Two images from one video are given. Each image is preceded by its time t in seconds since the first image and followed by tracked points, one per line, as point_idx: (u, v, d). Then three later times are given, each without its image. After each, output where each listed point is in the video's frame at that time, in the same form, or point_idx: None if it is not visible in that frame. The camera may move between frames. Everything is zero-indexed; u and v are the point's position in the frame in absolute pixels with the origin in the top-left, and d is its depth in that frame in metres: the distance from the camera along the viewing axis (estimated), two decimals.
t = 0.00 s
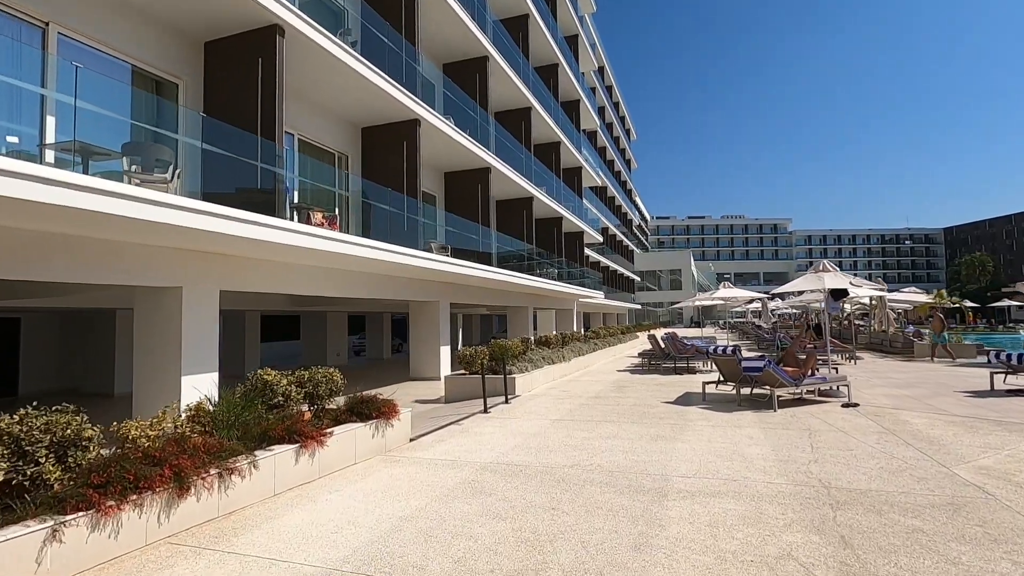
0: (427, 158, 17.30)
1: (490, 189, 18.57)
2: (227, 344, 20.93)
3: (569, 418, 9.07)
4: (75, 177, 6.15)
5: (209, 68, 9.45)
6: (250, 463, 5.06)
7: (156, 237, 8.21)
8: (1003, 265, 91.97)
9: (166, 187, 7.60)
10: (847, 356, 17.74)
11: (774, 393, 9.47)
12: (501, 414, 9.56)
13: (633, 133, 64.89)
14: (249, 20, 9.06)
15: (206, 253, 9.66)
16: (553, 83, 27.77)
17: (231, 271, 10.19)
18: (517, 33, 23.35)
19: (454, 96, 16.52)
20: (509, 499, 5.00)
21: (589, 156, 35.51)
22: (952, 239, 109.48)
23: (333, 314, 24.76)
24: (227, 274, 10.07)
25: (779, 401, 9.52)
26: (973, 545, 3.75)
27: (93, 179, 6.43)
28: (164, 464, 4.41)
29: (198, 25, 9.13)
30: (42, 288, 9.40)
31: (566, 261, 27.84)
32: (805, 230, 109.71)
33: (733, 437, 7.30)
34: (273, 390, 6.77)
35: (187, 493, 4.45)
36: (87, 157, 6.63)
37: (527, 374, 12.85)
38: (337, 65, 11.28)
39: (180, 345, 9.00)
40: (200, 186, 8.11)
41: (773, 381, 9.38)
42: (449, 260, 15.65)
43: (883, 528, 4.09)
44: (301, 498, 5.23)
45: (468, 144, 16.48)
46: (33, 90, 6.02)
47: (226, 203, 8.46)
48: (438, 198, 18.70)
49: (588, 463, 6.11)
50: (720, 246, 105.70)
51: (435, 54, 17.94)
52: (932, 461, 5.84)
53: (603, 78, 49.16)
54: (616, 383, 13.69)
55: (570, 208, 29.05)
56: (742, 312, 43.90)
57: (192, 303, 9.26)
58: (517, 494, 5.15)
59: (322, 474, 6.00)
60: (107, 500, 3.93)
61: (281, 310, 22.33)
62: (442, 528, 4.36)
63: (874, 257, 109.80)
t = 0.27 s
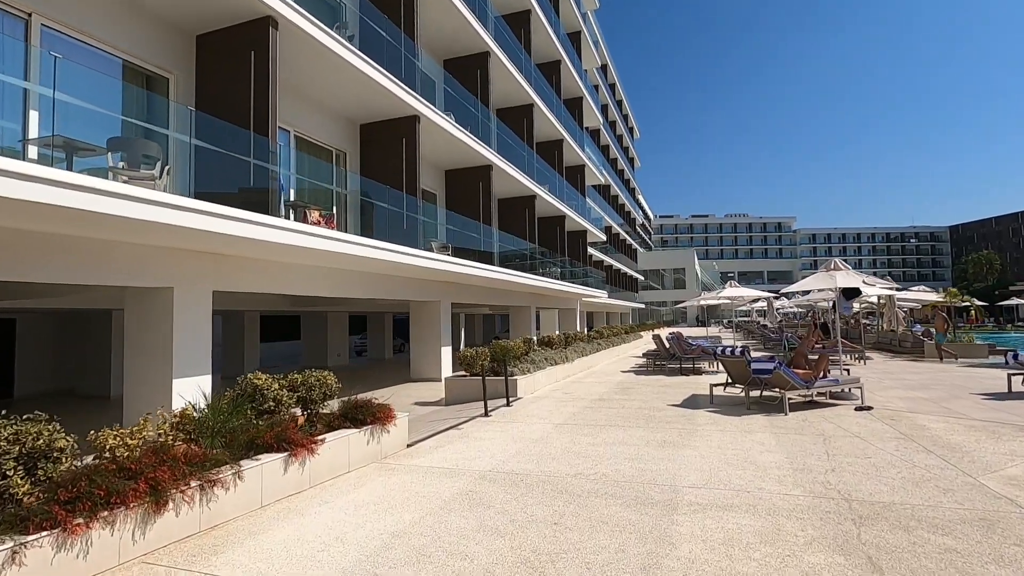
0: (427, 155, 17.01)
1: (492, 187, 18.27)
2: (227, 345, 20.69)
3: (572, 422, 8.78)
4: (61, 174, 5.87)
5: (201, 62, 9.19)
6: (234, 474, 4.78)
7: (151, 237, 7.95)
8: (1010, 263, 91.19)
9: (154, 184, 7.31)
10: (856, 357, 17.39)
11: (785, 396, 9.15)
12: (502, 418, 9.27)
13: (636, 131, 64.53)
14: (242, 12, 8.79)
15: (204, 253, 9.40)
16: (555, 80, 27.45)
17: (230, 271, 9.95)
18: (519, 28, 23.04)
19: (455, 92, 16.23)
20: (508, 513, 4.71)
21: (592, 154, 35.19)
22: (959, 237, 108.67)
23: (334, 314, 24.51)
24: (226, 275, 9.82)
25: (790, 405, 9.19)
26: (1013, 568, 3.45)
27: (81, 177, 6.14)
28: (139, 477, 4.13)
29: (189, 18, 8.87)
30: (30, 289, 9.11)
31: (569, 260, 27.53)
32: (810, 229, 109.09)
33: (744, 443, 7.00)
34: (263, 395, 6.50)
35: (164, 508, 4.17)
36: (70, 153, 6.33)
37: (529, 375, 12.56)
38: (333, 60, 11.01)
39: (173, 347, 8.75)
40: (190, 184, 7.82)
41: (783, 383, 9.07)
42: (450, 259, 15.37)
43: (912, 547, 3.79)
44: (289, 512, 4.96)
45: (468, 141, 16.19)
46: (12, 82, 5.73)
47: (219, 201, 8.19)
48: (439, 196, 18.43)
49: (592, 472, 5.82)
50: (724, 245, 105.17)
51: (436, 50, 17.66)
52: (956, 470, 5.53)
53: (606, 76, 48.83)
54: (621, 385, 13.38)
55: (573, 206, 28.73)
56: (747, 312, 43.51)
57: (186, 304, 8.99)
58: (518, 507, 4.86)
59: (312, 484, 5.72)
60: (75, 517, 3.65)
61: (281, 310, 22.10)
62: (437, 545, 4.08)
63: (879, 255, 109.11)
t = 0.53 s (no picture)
0: (423, 151, 16.72)
1: (489, 184, 17.98)
2: (222, 344, 20.42)
3: (569, 423, 8.49)
4: (37, 165, 5.58)
5: (186, 52, 8.92)
6: (208, 481, 4.49)
7: (135, 233, 7.65)
8: (1011, 262, 90.86)
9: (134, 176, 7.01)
10: (861, 356, 17.09)
11: (790, 397, 8.86)
12: (497, 419, 8.98)
13: (637, 130, 64.23)
14: None
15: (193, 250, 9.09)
16: (555, 76, 27.16)
17: (220, 268, 9.63)
18: (518, 24, 22.75)
19: (451, 86, 15.93)
20: (499, 522, 4.43)
21: (592, 152, 34.90)
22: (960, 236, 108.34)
23: (330, 314, 24.23)
24: (216, 272, 9.52)
25: (795, 406, 8.89)
26: None
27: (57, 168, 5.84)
28: (100, 485, 3.84)
29: (173, 6, 8.60)
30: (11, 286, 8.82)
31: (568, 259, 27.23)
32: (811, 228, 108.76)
33: (748, 446, 6.70)
34: (245, 396, 6.22)
35: (128, 518, 3.88)
36: (46, 143, 6.03)
37: (526, 375, 12.27)
38: (325, 51, 10.72)
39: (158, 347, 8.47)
40: (173, 177, 7.53)
41: (788, 383, 8.78)
42: (447, 257, 15.09)
43: (933, 561, 3.50)
44: (265, 520, 4.67)
45: (465, 136, 15.90)
46: None
47: (205, 195, 7.90)
48: (435, 193, 18.14)
49: (589, 476, 5.53)
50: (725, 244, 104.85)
51: (432, 45, 17.38)
52: (973, 475, 5.24)
53: (606, 74, 48.56)
54: (621, 385, 13.08)
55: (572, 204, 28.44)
56: (749, 311, 43.21)
57: (172, 302, 8.71)
58: (509, 515, 4.57)
59: (294, 490, 5.43)
60: (25, 530, 3.37)
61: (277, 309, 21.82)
62: (421, 558, 3.79)
63: (880, 255, 108.76)
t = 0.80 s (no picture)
0: (421, 149, 16.45)
1: (489, 183, 17.70)
2: (218, 345, 20.19)
3: (569, 429, 8.21)
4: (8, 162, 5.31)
5: (174, 46, 8.66)
6: (180, 496, 4.23)
7: (118, 231, 7.44)
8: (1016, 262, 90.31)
9: (117, 174, 6.73)
10: (867, 358, 16.77)
11: (797, 403, 8.57)
12: (495, 425, 8.70)
13: (639, 130, 63.89)
14: None
15: (179, 250, 8.89)
16: (556, 74, 26.87)
17: (208, 269, 9.43)
18: (518, 21, 22.45)
19: (450, 84, 15.65)
20: (492, 541, 4.15)
21: (594, 151, 34.59)
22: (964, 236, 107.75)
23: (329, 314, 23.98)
24: (204, 272, 9.32)
25: (803, 412, 8.60)
26: None
27: (33, 165, 5.58)
28: (58, 505, 3.57)
29: None
30: None
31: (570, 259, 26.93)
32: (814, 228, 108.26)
33: (755, 455, 6.42)
34: (228, 403, 5.96)
35: (90, 539, 3.61)
36: (23, 139, 5.75)
37: (525, 378, 12.00)
38: (319, 47, 10.44)
39: (143, 349, 8.24)
40: (158, 174, 7.26)
41: (794, 389, 8.50)
42: (445, 257, 14.82)
43: None
44: (242, 538, 4.40)
45: (464, 134, 15.62)
46: None
47: (192, 194, 7.64)
48: (434, 192, 17.87)
49: (588, 490, 5.25)
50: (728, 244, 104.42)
51: (431, 41, 17.10)
52: (995, 489, 4.95)
53: (608, 73, 48.26)
54: (622, 388, 12.79)
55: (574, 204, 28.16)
56: (752, 311, 42.86)
57: (157, 303, 8.48)
58: (503, 533, 4.29)
59: (277, 503, 5.15)
60: None
61: (275, 310, 21.58)
62: None
63: (884, 255, 108.21)
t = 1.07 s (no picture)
0: (421, 144, 16.16)
1: (490, 178, 17.39)
2: (216, 344, 19.95)
3: (571, 430, 7.91)
4: None
5: (163, 33, 8.38)
6: (155, 503, 3.96)
7: (105, 224, 7.14)
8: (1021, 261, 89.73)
9: (100, 163, 6.44)
10: (876, 357, 16.43)
11: (809, 402, 8.26)
12: (495, 425, 8.40)
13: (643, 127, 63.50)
14: None
15: (172, 244, 8.60)
16: (558, 69, 26.53)
17: (202, 264, 9.14)
18: (520, 14, 22.12)
19: (450, 76, 15.33)
20: (489, 552, 3.86)
21: (596, 147, 34.26)
22: (969, 235, 107.22)
23: (328, 312, 23.71)
24: (198, 268, 9.03)
25: (815, 412, 8.28)
26: None
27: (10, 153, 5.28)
28: (17, 514, 3.30)
29: None
30: None
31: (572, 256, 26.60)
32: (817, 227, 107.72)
33: (766, 457, 6.11)
34: (213, 403, 5.67)
35: (52, 550, 3.34)
36: None
37: (527, 377, 11.71)
38: (314, 36, 10.14)
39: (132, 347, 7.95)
40: (145, 164, 6.95)
41: (806, 389, 8.19)
42: (445, 253, 14.52)
43: None
44: (221, 547, 4.12)
45: (464, 128, 15.31)
46: None
47: (181, 185, 7.36)
48: (434, 187, 17.59)
49: (592, 495, 4.95)
50: (731, 243, 103.97)
51: (430, 34, 16.80)
52: None
53: (610, 70, 47.92)
54: (626, 388, 12.48)
55: (576, 201, 27.83)
56: (756, 310, 42.48)
57: (147, 300, 8.17)
58: (501, 543, 4.01)
59: (262, 509, 4.86)
60: None
61: (274, 308, 21.32)
62: None
63: (888, 254, 107.57)
